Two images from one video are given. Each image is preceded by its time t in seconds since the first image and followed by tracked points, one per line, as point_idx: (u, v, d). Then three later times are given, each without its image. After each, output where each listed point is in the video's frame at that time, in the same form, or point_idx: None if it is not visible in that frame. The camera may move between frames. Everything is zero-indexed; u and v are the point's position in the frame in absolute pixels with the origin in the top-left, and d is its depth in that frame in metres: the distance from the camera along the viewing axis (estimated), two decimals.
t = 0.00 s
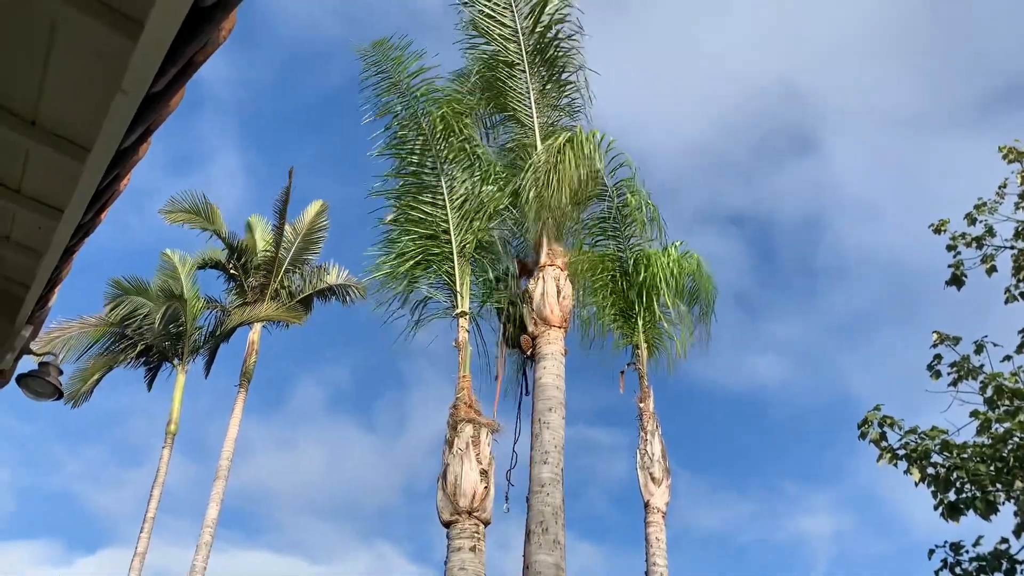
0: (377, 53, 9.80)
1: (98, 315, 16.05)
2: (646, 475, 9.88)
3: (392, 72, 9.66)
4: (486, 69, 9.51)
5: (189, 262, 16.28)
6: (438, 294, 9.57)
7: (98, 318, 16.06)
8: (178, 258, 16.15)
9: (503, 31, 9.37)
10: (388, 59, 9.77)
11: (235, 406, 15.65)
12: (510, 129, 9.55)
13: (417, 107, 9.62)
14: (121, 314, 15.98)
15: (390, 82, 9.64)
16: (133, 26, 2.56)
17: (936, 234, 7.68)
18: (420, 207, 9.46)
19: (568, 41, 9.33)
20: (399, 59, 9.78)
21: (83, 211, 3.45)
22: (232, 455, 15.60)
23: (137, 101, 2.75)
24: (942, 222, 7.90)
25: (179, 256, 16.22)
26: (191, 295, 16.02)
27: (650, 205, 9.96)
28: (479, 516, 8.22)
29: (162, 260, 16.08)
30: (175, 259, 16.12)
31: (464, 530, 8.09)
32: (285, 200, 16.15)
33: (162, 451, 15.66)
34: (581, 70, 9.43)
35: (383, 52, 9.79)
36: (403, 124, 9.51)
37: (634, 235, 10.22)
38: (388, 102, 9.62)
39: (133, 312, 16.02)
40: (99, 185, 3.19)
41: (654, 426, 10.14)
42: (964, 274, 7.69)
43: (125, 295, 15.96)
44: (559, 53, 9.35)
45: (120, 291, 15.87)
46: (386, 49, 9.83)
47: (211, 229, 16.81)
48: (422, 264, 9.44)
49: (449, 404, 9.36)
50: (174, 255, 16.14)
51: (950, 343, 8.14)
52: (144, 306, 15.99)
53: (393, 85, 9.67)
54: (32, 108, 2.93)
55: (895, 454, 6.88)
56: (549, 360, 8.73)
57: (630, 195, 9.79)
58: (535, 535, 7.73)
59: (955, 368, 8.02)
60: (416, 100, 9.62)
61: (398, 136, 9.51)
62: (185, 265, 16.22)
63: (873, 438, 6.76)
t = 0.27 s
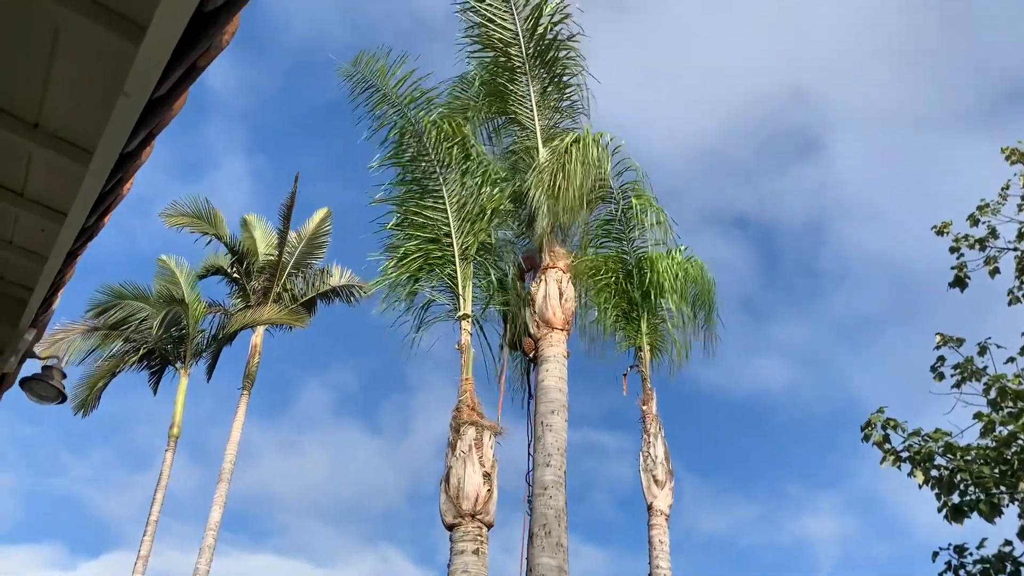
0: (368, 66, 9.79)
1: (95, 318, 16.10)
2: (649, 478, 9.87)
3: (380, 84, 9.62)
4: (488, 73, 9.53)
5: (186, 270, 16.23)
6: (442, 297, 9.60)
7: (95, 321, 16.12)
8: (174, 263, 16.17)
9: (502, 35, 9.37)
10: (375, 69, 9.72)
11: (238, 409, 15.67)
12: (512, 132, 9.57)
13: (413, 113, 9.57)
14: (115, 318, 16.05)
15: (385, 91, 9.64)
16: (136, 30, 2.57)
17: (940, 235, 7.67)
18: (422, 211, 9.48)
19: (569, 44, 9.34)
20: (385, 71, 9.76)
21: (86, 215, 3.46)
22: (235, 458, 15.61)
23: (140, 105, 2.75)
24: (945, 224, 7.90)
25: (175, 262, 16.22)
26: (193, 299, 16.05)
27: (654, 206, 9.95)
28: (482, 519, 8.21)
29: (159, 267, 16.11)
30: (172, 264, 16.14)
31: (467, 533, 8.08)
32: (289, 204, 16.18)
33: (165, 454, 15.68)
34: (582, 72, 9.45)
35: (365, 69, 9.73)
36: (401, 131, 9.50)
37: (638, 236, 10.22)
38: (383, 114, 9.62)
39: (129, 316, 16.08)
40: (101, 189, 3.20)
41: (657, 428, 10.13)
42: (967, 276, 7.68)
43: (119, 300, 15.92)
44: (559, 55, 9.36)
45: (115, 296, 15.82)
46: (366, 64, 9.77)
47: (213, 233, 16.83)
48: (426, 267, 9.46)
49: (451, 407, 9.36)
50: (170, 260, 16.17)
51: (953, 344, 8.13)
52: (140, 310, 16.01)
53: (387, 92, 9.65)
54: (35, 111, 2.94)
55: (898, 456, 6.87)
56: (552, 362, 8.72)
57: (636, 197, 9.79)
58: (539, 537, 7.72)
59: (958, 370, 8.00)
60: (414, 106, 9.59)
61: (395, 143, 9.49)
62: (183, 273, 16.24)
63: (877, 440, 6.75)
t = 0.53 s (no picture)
0: (364, 67, 9.74)
1: (94, 317, 16.01)
2: (649, 475, 9.87)
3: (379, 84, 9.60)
4: (489, 71, 9.51)
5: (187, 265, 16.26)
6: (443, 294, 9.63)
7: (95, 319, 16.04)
8: (177, 261, 16.13)
9: (502, 34, 9.34)
10: (373, 69, 9.69)
11: (238, 405, 15.69)
12: (513, 130, 9.57)
13: (411, 111, 9.51)
14: (118, 315, 16.03)
15: (383, 91, 9.60)
16: (139, 24, 2.57)
17: (941, 235, 7.67)
18: (423, 210, 9.47)
19: (569, 41, 9.32)
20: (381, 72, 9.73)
21: (87, 210, 3.46)
22: (235, 454, 15.63)
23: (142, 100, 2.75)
24: (946, 223, 7.89)
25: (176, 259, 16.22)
26: (194, 296, 16.06)
27: (656, 204, 9.95)
28: (482, 515, 8.22)
29: (162, 264, 16.07)
30: (173, 262, 16.08)
31: (467, 530, 8.09)
32: (291, 200, 16.16)
33: (166, 450, 15.70)
34: (582, 69, 9.44)
35: (361, 71, 9.71)
36: (400, 132, 9.44)
37: (640, 234, 10.21)
38: (382, 112, 9.57)
39: (131, 312, 16.12)
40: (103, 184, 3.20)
41: (658, 426, 10.14)
42: (968, 276, 7.68)
43: (118, 298, 15.90)
44: (560, 52, 9.34)
45: (113, 295, 15.84)
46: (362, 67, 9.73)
47: (215, 229, 16.85)
48: (427, 265, 9.48)
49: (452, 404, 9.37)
50: (173, 257, 16.11)
51: (954, 344, 8.13)
52: (142, 307, 16.05)
53: (385, 92, 9.61)
54: (38, 105, 2.94)
55: (898, 455, 6.87)
56: (553, 360, 8.73)
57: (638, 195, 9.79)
58: (539, 534, 7.73)
59: (959, 370, 8.00)
60: (412, 106, 9.54)
61: (394, 143, 9.45)
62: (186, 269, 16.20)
63: (877, 439, 6.75)
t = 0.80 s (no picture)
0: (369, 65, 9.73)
1: (102, 312, 16.15)
2: (651, 474, 9.88)
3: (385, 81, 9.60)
4: (491, 70, 9.51)
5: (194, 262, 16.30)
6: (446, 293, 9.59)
7: (101, 314, 16.14)
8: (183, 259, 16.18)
9: (505, 32, 9.35)
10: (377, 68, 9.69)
11: (241, 403, 15.71)
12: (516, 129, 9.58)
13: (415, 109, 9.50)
14: (123, 311, 16.08)
15: (387, 89, 9.58)
16: (145, 23, 2.58)
17: (945, 234, 7.66)
18: (426, 208, 9.43)
19: (571, 40, 9.32)
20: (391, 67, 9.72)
21: (92, 208, 3.47)
22: (237, 451, 15.65)
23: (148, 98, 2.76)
24: (950, 223, 7.88)
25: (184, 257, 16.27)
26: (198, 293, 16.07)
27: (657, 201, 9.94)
28: (484, 513, 8.23)
29: (169, 263, 16.10)
30: (180, 261, 16.14)
31: (469, 528, 8.10)
32: (292, 198, 16.21)
33: (169, 447, 15.73)
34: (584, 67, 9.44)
35: (372, 63, 9.72)
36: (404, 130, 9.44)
37: (641, 232, 10.19)
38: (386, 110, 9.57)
39: (137, 308, 16.11)
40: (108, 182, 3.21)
41: (660, 425, 10.13)
42: (972, 275, 7.66)
43: (126, 292, 15.98)
44: (562, 50, 9.34)
45: (120, 288, 15.86)
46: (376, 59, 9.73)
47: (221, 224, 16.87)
48: (430, 264, 9.43)
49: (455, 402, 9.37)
50: (180, 257, 16.16)
51: (957, 343, 8.12)
52: (147, 303, 16.02)
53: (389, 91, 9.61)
54: (43, 103, 2.95)
55: (901, 454, 6.87)
56: (556, 359, 8.73)
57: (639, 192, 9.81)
58: (541, 533, 7.73)
59: (962, 370, 7.99)
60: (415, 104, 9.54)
61: (398, 141, 9.44)
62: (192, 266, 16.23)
63: (880, 438, 6.74)
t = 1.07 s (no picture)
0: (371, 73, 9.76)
1: (107, 312, 16.12)
2: (655, 477, 9.87)
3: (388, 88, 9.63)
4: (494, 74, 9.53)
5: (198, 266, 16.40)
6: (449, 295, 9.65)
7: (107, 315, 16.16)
8: (188, 263, 16.28)
9: (507, 36, 9.36)
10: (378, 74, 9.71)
11: (244, 406, 15.73)
12: (517, 132, 9.59)
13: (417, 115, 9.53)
14: (128, 312, 16.12)
15: (390, 95, 9.61)
16: (149, 29, 2.59)
17: (949, 236, 7.64)
18: (429, 212, 9.47)
19: (573, 42, 9.32)
20: (394, 76, 9.76)
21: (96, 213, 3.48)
22: (241, 454, 15.67)
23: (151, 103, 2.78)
24: (954, 224, 7.86)
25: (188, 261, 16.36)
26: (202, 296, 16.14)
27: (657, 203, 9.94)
28: (487, 516, 8.22)
29: (173, 267, 16.18)
30: (185, 264, 16.24)
31: (472, 531, 8.09)
32: (298, 201, 16.22)
33: (173, 450, 15.75)
34: (586, 70, 9.43)
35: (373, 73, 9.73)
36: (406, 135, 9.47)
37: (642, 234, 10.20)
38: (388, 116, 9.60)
39: (140, 309, 16.15)
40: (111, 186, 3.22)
41: (663, 427, 10.12)
42: (976, 277, 7.64)
43: (131, 295, 15.97)
44: (564, 53, 9.34)
45: (124, 290, 15.82)
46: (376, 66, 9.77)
47: (226, 226, 16.90)
48: (432, 267, 9.49)
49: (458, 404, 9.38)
50: (185, 262, 16.26)
51: (961, 345, 8.10)
52: (152, 304, 16.05)
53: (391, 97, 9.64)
54: (46, 108, 2.96)
55: (905, 457, 6.85)
56: (559, 361, 8.73)
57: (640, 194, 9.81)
58: (544, 535, 7.72)
59: (966, 372, 7.97)
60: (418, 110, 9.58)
61: (400, 147, 9.47)
62: (195, 270, 16.31)
63: (884, 441, 6.73)
